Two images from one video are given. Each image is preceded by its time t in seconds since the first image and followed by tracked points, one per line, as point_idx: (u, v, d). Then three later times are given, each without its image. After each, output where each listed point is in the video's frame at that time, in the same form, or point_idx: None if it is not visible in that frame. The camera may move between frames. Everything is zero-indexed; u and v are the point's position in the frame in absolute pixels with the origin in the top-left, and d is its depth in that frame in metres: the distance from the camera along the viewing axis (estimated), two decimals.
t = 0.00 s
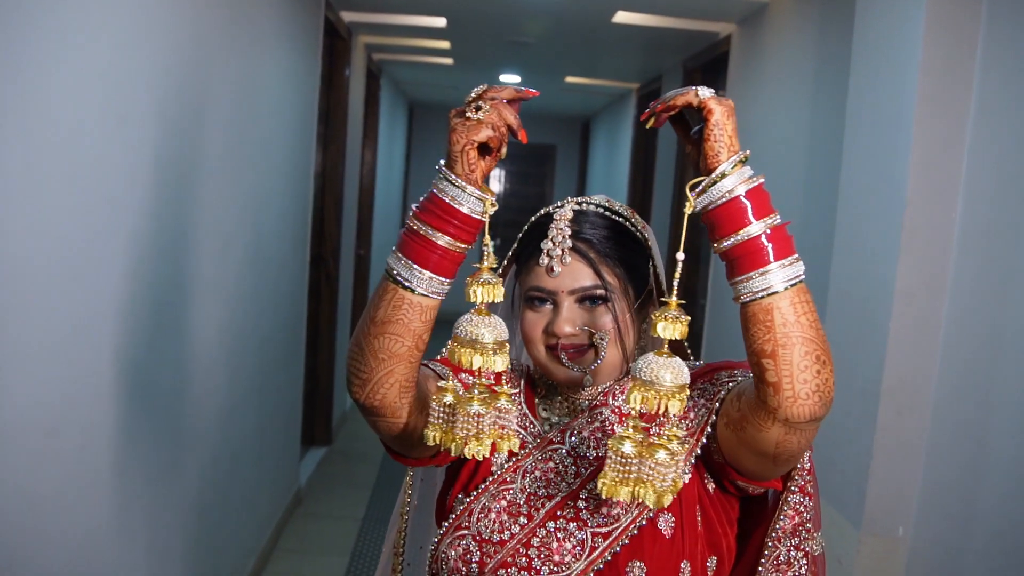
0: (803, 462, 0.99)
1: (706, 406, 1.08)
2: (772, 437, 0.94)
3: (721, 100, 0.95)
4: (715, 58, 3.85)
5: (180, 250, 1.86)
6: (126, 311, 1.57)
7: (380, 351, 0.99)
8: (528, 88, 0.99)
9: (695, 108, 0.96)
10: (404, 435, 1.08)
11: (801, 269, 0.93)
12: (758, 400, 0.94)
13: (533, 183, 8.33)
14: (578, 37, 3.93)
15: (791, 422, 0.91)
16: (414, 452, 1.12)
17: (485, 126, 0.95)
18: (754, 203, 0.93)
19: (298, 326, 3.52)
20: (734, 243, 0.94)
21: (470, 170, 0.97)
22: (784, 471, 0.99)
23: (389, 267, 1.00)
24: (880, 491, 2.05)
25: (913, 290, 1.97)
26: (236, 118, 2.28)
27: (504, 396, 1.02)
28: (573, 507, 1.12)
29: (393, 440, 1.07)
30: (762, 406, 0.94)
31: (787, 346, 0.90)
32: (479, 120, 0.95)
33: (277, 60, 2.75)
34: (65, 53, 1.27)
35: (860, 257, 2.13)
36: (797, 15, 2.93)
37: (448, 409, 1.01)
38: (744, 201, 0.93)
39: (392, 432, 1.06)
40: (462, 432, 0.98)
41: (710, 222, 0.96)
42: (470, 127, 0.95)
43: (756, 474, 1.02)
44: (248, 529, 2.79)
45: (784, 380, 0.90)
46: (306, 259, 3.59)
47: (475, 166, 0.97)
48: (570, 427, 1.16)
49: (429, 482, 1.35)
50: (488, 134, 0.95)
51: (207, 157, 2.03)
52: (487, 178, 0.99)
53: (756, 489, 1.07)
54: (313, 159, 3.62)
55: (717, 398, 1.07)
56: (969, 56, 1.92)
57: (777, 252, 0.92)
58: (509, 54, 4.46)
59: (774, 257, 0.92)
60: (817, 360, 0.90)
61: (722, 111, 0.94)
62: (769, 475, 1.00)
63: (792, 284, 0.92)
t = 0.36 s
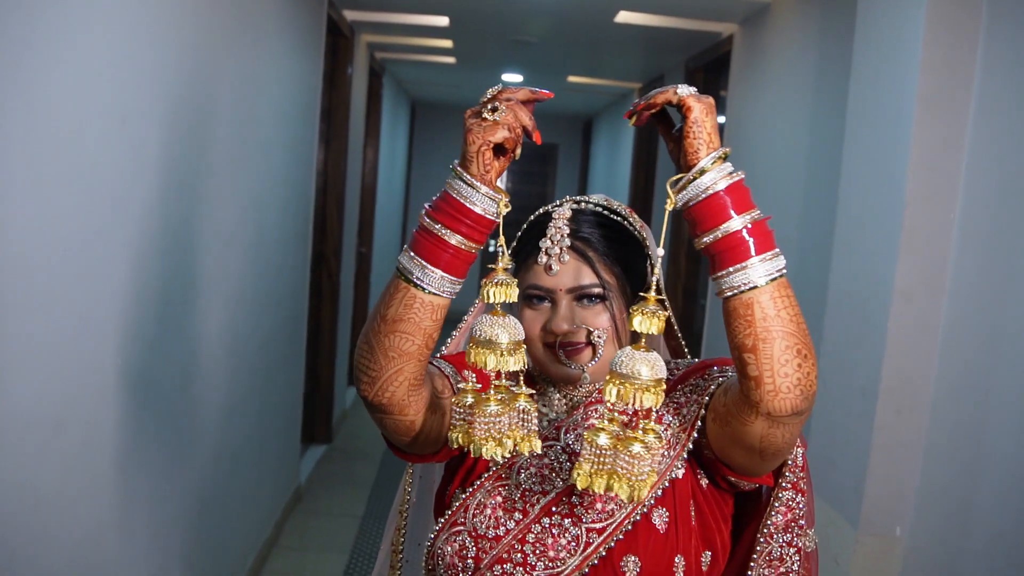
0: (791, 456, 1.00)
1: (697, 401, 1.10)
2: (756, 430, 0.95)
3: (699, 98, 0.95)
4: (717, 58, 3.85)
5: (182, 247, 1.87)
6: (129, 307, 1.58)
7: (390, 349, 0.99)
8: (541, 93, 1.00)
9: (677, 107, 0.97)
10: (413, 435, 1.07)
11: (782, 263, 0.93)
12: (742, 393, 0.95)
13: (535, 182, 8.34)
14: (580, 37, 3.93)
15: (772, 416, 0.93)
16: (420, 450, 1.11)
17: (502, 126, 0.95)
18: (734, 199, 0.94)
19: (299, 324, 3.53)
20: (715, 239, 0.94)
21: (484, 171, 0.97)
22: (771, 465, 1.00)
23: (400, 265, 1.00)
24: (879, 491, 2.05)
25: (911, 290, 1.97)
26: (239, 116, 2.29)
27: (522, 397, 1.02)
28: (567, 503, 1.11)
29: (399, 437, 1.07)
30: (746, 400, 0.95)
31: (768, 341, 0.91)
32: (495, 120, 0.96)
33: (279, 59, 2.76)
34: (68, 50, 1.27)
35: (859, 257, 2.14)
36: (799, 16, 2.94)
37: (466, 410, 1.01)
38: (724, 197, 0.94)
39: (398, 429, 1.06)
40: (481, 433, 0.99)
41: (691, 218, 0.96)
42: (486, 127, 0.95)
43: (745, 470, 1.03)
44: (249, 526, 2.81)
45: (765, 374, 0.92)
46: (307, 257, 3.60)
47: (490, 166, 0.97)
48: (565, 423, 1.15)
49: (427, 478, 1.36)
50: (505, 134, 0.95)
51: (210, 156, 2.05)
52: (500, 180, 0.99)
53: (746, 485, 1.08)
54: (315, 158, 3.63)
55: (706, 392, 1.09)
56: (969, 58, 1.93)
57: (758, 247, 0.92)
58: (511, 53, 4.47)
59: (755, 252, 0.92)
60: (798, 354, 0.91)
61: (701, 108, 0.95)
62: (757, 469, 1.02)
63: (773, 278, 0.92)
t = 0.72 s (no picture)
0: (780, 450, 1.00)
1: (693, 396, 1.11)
2: (742, 423, 0.96)
3: (681, 93, 0.97)
4: (719, 58, 3.86)
5: (186, 247, 1.88)
6: (132, 307, 1.58)
7: (404, 348, 0.99)
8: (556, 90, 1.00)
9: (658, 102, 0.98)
10: (424, 434, 1.07)
11: (764, 253, 0.94)
12: (728, 386, 0.96)
13: (538, 181, 8.34)
14: (582, 37, 3.94)
15: (757, 406, 0.93)
16: (428, 448, 1.11)
17: (518, 126, 0.95)
18: (715, 191, 0.95)
19: (302, 323, 3.54)
20: (698, 230, 0.95)
21: (500, 170, 0.97)
22: (759, 459, 1.00)
23: (414, 264, 1.00)
24: (880, 490, 2.06)
25: (912, 289, 1.98)
26: (243, 116, 2.31)
27: (540, 397, 1.01)
28: (566, 500, 1.11)
29: (409, 434, 1.07)
30: (731, 392, 0.96)
31: (751, 332, 0.92)
32: (511, 120, 0.95)
33: (283, 59, 2.77)
34: (71, 52, 1.28)
35: (860, 256, 2.15)
36: (800, 17, 2.95)
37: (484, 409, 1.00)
38: (706, 189, 0.95)
39: (409, 427, 1.06)
40: (498, 432, 0.97)
41: (674, 212, 0.98)
42: (503, 128, 0.96)
43: (735, 463, 1.04)
44: (252, 526, 2.82)
45: (747, 364, 0.92)
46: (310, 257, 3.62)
47: (506, 166, 0.97)
48: (563, 421, 1.16)
49: (429, 478, 1.36)
50: (521, 134, 0.95)
51: (214, 156, 2.05)
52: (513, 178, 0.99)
53: (741, 480, 1.08)
54: (318, 157, 3.64)
55: (698, 386, 1.10)
56: (970, 58, 1.93)
57: (740, 237, 0.94)
58: (513, 53, 4.47)
59: (737, 242, 0.93)
60: (781, 344, 0.92)
61: (682, 103, 0.96)
62: (746, 462, 1.02)
63: (756, 269, 0.93)
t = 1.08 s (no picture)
0: (773, 446, 1.00)
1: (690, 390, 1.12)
2: (730, 415, 0.96)
3: (669, 88, 0.98)
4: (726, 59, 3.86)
5: (195, 249, 1.89)
6: (142, 308, 1.60)
7: (427, 349, 0.98)
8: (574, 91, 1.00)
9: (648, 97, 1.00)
10: (443, 435, 1.06)
11: (750, 244, 0.95)
12: (716, 377, 0.97)
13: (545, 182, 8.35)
14: (588, 39, 3.94)
15: (743, 397, 0.94)
16: (439, 451, 1.09)
17: (540, 126, 0.96)
18: (702, 182, 0.96)
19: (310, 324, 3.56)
20: (685, 221, 0.96)
21: (522, 171, 0.97)
22: (752, 454, 1.00)
23: (433, 264, 0.99)
24: (886, 490, 2.06)
25: (918, 289, 1.98)
26: (252, 119, 2.32)
27: (559, 397, 1.00)
28: (570, 498, 1.11)
29: (427, 436, 1.05)
30: (719, 383, 0.96)
31: (735, 322, 0.93)
32: (533, 120, 0.96)
33: (291, 61, 2.79)
34: (82, 55, 1.30)
35: (867, 255, 2.15)
36: (807, 17, 2.94)
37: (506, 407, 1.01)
38: (693, 180, 0.96)
39: (427, 428, 1.04)
40: (515, 427, 0.97)
41: (662, 204, 0.98)
42: (525, 127, 0.96)
43: (731, 458, 1.04)
44: (260, 526, 2.83)
45: (732, 354, 0.93)
46: (318, 258, 3.63)
47: (528, 165, 0.97)
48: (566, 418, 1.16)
49: (436, 480, 1.36)
50: (542, 134, 0.96)
51: (223, 158, 2.07)
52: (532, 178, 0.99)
53: (741, 476, 1.09)
54: (326, 159, 3.66)
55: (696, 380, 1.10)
56: (975, 58, 1.93)
57: (726, 228, 0.94)
58: (519, 54, 4.48)
59: (724, 233, 0.94)
60: (767, 335, 0.93)
61: (670, 97, 0.97)
62: (739, 457, 1.02)
63: (742, 259, 0.94)
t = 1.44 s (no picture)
0: (754, 440, 1.00)
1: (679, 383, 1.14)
2: (710, 407, 0.98)
3: (655, 83, 0.98)
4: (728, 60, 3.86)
5: (198, 248, 1.90)
6: (143, 307, 1.60)
7: (444, 349, 0.96)
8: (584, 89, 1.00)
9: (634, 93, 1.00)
10: (457, 434, 1.05)
11: (732, 238, 0.95)
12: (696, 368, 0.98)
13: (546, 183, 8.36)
14: (591, 40, 3.95)
15: (720, 388, 0.95)
16: (450, 448, 1.08)
17: (555, 124, 0.95)
18: (685, 174, 0.96)
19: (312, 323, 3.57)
20: (668, 213, 0.96)
21: (538, 169, 0.96)
22: (733, 447, 1.01)
23: (448, 263, 0.97)
24: (886, 491, 2.06)
25: (919, 289, 1.98)
26: (254, 119, 2.33)
27: (564, 395, 1.00)
28: (567, 496, 1.11)
29: (439, 436, 1.03)
30: (699, 375, 0.97)
31: (712, 314, 0.93)
32: (548, 118, 0.95)
33: (295, 62, 2.80)
34: (84, 54, 1.30)
35: (867, 256, 2.15)
36: (808, 18, 2.95)
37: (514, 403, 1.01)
38: (676, 173, 0.96)
39: (440, 428, 1.02)
40: (519, 423, 0.98)
41: (643, 195, 0.98)
42: (540, 126, 0.95)
43: (715, 451, 1.05)
44: (262, 525, 2.84)
45: (709, 346, 0.94)
46: (320, 257, 3.64)
47: (543, 164, 0.96)
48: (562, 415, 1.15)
49: (436, 483, 1.35)
50: (558, 132, 0.95)
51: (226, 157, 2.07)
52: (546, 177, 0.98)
53: (732, 473, 1.10)
54: (328, 159, 3.67)
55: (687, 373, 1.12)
56: (976, 60, 1.93)
57: (708, 223, 0.95)
58: (522, 55, 4.48)
59: (704, 226, 0.94)
60: (745, 328, 0.93)
61: (655, 92, 0.98)
62: (721, 449, 1.03)
63: (723, 253, 0.94)
